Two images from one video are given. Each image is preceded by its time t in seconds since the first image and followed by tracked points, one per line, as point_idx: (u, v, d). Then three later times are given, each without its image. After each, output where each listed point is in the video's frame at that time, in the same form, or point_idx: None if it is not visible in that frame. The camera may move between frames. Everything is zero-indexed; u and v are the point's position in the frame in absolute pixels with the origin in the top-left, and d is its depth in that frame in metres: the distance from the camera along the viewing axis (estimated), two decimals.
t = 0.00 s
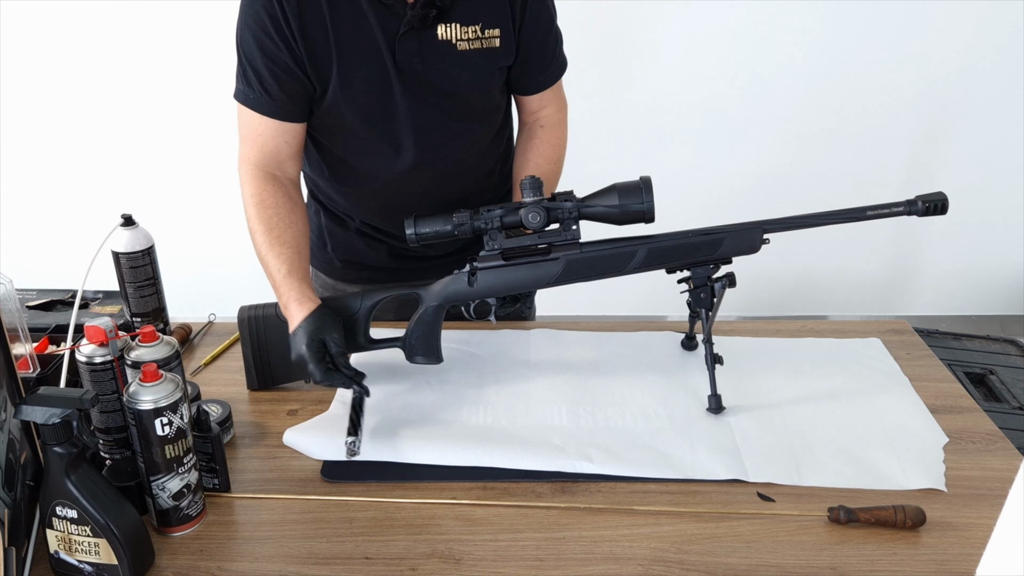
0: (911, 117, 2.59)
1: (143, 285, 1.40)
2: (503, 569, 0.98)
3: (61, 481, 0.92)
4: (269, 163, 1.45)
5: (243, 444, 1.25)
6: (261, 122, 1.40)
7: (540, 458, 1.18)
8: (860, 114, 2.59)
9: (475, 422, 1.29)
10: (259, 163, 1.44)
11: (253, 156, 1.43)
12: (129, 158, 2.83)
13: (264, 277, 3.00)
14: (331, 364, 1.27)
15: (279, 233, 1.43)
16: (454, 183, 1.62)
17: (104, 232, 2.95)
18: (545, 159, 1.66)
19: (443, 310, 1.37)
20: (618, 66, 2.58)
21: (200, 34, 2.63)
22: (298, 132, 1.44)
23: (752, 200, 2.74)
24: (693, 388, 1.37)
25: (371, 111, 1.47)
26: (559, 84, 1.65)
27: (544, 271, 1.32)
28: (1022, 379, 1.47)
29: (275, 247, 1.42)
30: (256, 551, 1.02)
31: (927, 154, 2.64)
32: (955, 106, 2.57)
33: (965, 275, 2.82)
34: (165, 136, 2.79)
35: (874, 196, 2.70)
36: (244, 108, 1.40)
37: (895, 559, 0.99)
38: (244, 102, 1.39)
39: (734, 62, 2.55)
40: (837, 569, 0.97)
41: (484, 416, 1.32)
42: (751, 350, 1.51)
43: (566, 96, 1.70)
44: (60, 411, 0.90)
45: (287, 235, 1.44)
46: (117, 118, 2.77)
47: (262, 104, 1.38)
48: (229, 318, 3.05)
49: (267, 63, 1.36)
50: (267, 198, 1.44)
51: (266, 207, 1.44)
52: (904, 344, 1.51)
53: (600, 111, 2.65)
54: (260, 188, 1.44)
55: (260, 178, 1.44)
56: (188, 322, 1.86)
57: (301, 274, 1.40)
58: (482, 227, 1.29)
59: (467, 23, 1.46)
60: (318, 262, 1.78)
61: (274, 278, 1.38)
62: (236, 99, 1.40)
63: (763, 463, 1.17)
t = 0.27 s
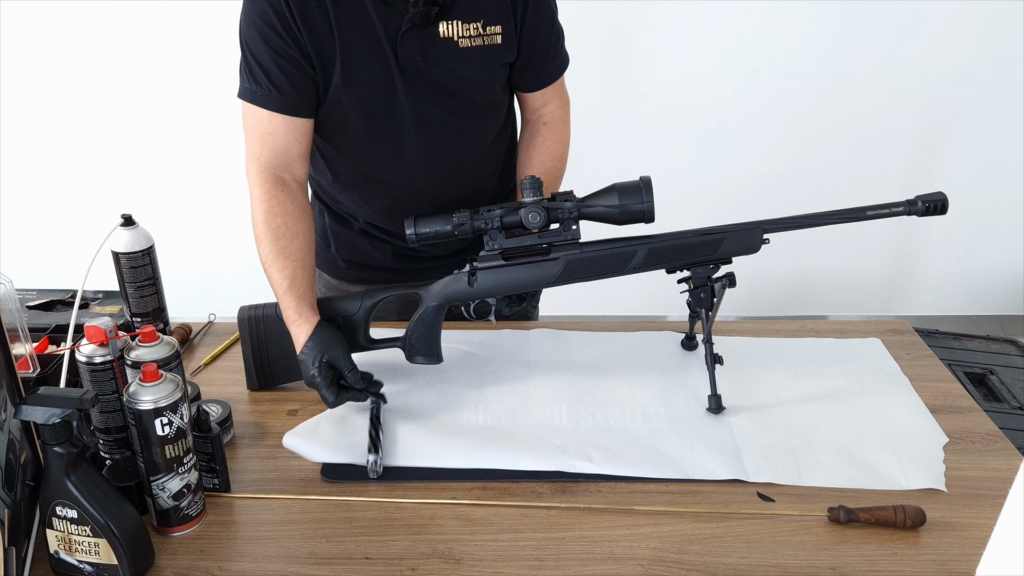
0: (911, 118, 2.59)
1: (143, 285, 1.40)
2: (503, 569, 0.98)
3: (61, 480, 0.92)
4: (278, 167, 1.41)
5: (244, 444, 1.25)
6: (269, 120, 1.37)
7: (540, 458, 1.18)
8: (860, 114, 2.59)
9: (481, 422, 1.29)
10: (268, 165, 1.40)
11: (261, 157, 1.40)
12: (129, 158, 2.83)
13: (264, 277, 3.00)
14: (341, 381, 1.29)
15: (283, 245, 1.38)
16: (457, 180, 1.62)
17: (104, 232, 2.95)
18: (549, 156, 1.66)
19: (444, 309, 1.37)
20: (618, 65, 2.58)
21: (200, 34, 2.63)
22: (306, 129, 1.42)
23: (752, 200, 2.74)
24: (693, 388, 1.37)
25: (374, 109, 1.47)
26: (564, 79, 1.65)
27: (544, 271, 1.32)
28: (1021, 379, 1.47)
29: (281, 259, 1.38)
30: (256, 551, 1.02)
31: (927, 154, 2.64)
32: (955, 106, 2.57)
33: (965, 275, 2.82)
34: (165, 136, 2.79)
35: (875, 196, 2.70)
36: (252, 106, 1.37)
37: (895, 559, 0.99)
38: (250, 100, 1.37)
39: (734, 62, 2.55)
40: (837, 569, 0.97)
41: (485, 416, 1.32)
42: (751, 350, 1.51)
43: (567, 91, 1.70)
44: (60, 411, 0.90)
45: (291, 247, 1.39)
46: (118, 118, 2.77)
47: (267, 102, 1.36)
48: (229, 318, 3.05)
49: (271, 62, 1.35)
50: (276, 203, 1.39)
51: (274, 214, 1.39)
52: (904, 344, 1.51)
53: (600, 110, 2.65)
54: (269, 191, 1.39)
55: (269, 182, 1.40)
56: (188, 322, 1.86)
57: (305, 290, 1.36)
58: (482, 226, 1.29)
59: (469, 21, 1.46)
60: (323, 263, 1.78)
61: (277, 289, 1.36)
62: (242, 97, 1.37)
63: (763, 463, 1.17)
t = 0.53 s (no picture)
0: (912, 117, 2.59)
1: (143, 285, 1.40)
2: (503, 569, 0.98)
3: (61, 480, 0.92)
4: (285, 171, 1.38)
5: (244, 444, 1.25)
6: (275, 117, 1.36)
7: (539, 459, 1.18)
8: (860, 113, 2.59)
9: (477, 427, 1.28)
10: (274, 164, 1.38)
11: (268, 155, 1.38)
12: (130, 158, 2.83)
13: (264, 277, 3.00)
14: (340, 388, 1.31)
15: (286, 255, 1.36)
16: (459, 178, 1.62)
17: (104, 232, 2.95)
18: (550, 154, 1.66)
19: (443, 309, 1.37)
20: (618, 65, 2.58)
21: (200, 34, 2.63)
22: (313, 127, 1.41)
23: (752, 200, 2.74)
24: (694, 388, 1.37)
25: (376, 106, 1.47)
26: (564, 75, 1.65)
27: (544, 271, 1.32)
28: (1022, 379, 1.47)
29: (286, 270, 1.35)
30: (256, 551, 1.02)
31: (928, 154, 2.64)
32: (955, 106, 2.57)
33: (965, 275, 2.82)
34: (165, 136, 2.79)
35: (875, 196, 2.70)
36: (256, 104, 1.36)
37: (895, 559, 0.99)
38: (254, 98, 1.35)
39: (734, 62, 2.55)
40: (837, 569, 0.97)
41: (485, 416, 1.32)
42: (751, 350, 1.51)
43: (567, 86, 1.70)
44: (60, 411, 0.90)
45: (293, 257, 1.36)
46: (117, 118, 2.77)
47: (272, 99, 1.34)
48: (229, 318, 3.05)
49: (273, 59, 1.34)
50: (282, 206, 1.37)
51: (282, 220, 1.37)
52: (904, 344, 1.51)
53: (600, 110, 2.65)
54: (276, 192, 1.37)
55: (277, 181, 1.37)
56: (188, 322, 1.86)
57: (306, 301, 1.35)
58: (482, 226, 1.29)
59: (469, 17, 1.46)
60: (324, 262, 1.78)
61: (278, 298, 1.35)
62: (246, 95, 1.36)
63: (763, 463, 1.17)
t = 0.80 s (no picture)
0: (911, 118, 2.59)
1: (143, 285, 1.40)
2: (503, 569, 0.98)
3: (61, 481, 0.92)
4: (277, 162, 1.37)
5: (243, 444, 1.25)
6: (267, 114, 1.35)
7: (539, 459, 1.18)
8: (860, 113, 2.59)
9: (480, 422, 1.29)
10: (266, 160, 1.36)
11: (259, 152, 1.36)
12: (130, 159, 2.83)
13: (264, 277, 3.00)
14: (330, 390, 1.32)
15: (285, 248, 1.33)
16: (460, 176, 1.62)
17: (104, 232, 2.95)
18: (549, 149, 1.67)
19: (443, 310, 1.37)
20: (618, 65, 2.58)
21: (200, 34, 2.63)
22: (303, 124, 1.40)
23: (752, 200, 2.74)
24: (694, 388, 1.37)
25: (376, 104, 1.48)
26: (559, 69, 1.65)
27: (544, 271, 1.32)
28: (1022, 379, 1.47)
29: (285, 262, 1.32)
30: (257, 551, 1.02)
31: (927, 154, 2.64)
32: (954, 106, 2.57)
33: (965, 275, 2.82)
34: (165, 137, 2.79)
35: (874, 196, 2.70)
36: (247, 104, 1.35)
37: (895, 559, 0.99)
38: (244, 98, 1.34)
39: (734, 63, 2.55)
40: (837, 569, 0.97)
41: (485, 416, 1.31)
42: (751, 350, 1.51)
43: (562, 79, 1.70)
44: (60, 411, 0.90)
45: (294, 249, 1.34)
46: (118, 118, 2.77)
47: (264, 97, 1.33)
48: (230, 318, 3.05)
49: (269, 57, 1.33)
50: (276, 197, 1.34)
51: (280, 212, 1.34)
52: (904, 344, 1.51)
53: (600, 111, 2.65)
54: (271, 187, 1.35)
55: (269, 176, 1.35)
56: (188, 322, 1.86)
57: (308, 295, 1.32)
58: (482, 226, 1.29)
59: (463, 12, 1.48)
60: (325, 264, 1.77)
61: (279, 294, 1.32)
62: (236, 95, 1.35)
63: (763, 463, 1.17)
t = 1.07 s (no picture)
0: (911, 117, 2.59)
1: (143, 285, 1.40)
2: (503, 569, 0.98)
3: (61, 481, 0.92)
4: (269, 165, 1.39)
5: (244, 444, 1.25)
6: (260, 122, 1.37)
7: (539, 460, 1.18)
8: (860, 113, 2.59)
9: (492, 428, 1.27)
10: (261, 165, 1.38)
11: (253, 157, 1.38)
12: (129, 159, 2.83)
13: (264, 277, 3.00)
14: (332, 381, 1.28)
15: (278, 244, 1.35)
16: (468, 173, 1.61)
17: (104, 232, 2.95)
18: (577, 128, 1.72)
19: (443, 310, 1.37)
20: (618, 65, 2.58)
21: (200, 34, 2.63)
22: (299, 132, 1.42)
23: (752, 199, 2.74)
24: (694, 388, 1.37)
25: (379, 104, 1.48)
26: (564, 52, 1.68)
27: (544, 271, 1.32)
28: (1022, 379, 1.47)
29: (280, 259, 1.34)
30: (257, 551, 1.02)
31: (927, 154, 2.64)
32: (954, 106, 2.57)
33: (965, 274, 2.82)
34: (165, 136, 2.79)
35: (874, 196, 2.70)
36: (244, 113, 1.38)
37: (895, 559, 0.99)
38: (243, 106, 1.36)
39: (734, 63, 2.55)
40: (837, 569, 0.97)
41: (485, 416, 1.31)
42: (751, 350, 1.51)
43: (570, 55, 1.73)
44: (60, 411, 0.90)
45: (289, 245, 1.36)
46: (117, 118, 2.77)
47: (259, 105, 1.35)
48: (230, 318, 3.05)
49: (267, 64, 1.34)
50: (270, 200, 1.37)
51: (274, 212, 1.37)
52: (904, 344, 1.51)
53: (600, 110, 2.65)
54: (267, 190, 1.37)
55: (264, 181, 1.37)
56: (188, 322, 1.86)
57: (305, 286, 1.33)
58: (482, 226, 1.29)
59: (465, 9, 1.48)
60: (328, 258, 1.77)
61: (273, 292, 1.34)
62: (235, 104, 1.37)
63: (763, 463, 1.17)
